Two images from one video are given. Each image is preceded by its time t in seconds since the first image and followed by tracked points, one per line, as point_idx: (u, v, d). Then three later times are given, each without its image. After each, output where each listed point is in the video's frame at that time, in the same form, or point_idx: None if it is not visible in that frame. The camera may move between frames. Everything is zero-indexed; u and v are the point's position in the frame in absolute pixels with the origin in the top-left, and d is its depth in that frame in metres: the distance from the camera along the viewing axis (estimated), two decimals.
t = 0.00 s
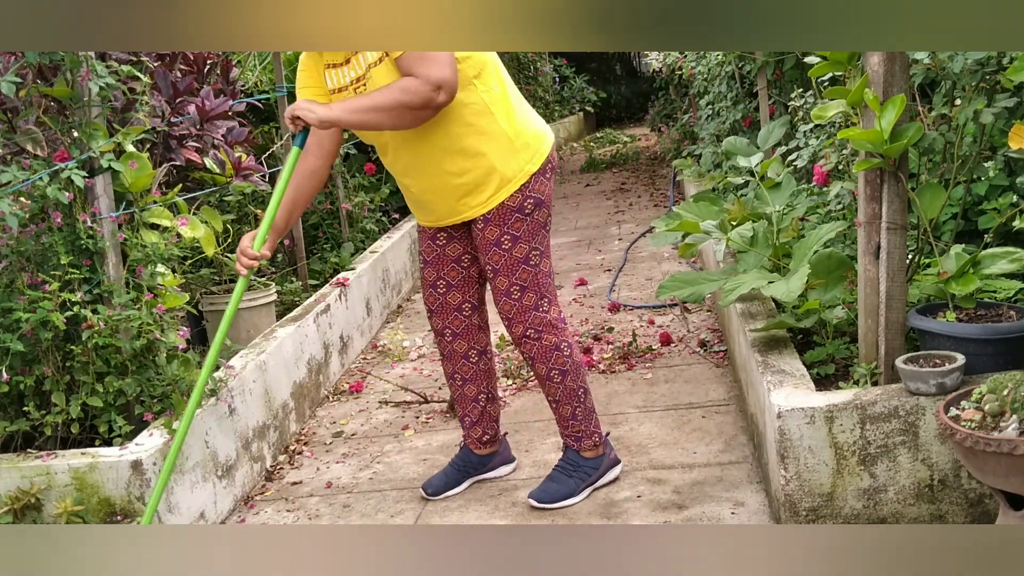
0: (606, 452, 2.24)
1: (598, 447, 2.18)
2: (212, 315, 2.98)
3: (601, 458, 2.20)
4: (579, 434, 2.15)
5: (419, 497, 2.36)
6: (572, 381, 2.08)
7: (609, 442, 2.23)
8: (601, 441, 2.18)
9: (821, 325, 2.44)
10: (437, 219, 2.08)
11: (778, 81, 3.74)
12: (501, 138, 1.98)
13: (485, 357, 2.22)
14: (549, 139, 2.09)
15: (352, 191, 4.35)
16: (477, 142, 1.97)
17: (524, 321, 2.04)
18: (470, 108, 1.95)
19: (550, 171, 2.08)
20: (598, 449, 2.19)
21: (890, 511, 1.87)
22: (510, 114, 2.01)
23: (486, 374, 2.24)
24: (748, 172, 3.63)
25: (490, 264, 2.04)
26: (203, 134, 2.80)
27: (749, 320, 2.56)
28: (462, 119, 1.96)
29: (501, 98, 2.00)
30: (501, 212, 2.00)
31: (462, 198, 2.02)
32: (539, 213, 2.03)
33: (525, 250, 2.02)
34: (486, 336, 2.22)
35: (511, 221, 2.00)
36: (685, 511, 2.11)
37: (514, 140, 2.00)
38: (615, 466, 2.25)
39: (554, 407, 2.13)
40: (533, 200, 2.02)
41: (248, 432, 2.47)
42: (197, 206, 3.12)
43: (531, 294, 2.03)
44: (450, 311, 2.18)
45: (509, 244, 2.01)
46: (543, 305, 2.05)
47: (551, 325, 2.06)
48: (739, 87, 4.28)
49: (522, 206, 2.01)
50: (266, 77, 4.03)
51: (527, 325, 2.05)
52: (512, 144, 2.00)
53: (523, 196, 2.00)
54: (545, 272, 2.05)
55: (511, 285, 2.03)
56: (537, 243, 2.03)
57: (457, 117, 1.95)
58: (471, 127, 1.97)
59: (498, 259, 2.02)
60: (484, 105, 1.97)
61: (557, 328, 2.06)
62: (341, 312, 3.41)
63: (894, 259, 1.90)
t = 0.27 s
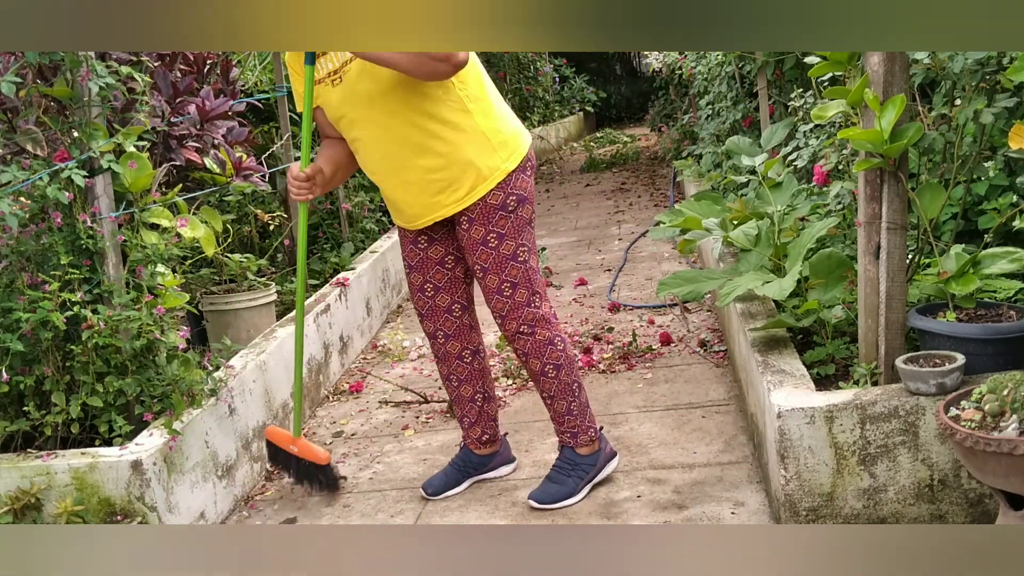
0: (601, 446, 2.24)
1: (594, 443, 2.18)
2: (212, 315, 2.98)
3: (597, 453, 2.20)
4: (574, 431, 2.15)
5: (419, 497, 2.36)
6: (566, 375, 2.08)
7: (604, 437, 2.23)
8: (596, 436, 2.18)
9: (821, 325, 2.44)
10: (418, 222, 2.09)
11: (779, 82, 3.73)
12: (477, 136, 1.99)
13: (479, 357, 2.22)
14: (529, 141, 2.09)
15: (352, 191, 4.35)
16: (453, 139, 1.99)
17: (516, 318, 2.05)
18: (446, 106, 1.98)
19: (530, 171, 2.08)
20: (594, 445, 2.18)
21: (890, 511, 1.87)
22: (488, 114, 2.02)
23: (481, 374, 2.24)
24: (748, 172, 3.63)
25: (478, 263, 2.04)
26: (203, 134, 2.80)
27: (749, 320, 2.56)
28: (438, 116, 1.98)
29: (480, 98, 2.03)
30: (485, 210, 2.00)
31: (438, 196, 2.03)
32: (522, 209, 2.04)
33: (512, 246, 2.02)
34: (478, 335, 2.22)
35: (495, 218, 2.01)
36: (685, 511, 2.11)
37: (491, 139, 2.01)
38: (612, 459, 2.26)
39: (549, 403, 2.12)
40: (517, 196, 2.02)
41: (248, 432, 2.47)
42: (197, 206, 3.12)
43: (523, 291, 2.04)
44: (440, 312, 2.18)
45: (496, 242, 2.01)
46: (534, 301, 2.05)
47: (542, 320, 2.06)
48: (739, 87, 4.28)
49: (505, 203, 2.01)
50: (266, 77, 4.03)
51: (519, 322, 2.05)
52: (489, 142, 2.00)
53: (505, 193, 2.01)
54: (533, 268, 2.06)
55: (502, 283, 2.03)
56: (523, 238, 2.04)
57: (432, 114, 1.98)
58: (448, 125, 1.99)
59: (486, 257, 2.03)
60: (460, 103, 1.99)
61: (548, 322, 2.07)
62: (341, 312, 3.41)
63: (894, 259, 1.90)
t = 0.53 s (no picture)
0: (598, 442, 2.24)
1: (590, 441, 2.17)
2: (212, 315, 2.98)
3: (594, 450, 2.20)
4: (569, 430, 2.14)
5: (418, 496, 2.36)
6: (557, 375, 2.08)
7: (600, 433, 2.23)
8: (592, 434, 2.18)
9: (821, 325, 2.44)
10: (408, 218, 2.09)
11: (779, 82, 3.73)
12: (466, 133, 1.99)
13: (479, 356, 2.22)
14: (520, 140, 2.08)
15: (352, 191, 4.35)
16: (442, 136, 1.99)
17: (503, 320, 2.04)
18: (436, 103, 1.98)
19: (521, 171, 2.08)
20: (590, 443, 2.18)
21: (890, 511, 1.87)
22: (479, 111, 2.02)
23: (481, 373, 2.24)
24: (749, 172, 3.64)
25: (465, 264, 2.04)
26: (203, 134, 2.80)
27: (749, 320, 2.56)
28: (428, 113, 1.98)
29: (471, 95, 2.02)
30: (472, 211, 2.01)
31: (426, 193, 2.03)
32: (511, 211, 2.03)
33: (498, 248, 2.02)
34: (478, 334, 2.22)
35: (481, 219, 2.01)
36: (685, 511, 2.11)
37: (481, 136, 2.01)
38: (609, 454, 2.26)
39: (543, 404, 2.12)
40: (504, 198, 2.02)
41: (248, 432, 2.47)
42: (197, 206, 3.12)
43: (508, 293, 2.03)
44: (440, 312, 2.19)
45: (481, 242, 2.01)
46: (522, 304, 2.04)
47: (530, 322, 2.05)
48: (739, 87, 4.29)
49: (493, 204, 2.01)
50: (266, 77, 4.03)
51: (507, 325, 2.04)
52: (478, 140, 2.00)
53: (492, 194, 2.01)
54: (520, 270, 2.04)
55: (487, 284, 2.03)
56: (510, 241, 2.03)
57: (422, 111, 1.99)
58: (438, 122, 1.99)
59: (472, 258, 2.03)
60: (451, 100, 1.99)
61: (536, 324, 2.06)
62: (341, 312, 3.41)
63: (894, 259, 1.90)
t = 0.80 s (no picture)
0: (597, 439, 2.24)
1: (590, 439, 2.17)
2: (212, 315, 2.98)
3: (593, 448, 2.20)
4: (569, 428, 2.14)
5: (418, 496, 2.36)
6: (558, 373, 2.08)
7: (598, 431, 2.23)
8: (592, 432, 2.18)
9: (821, 325, 2.44)
10: (410, 219, 2.10)
11: (779, 81, 3.73)
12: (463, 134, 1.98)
13: (482, 354, 2.22)
14: (519, 138, 2.07)
15: (352, 191, 4.35)
16: (439, 138, 1.99)
17: (505, 317, 2.04)
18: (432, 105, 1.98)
19: (521, 170, 2.06)
20: (590, 441, 2.18)
21: (890, 511, 1.87)
22: (475, 112, 2.02)
23: (482, 372, 2.23)
24: (748, 172, 3.63)
25: (466, 262, 2.04)
26: (203, 134, 2.80)
27: (749, 320, 2.56)
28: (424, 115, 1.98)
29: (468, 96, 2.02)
30: (472, 209, 2.00)
31: (425, 195, 2.03)
32: (511, 209, 2.02)
33: (499, 246, 2.01)
34: (481, 332, 2.22)
35: (481, 218, 2.01)
36: (685, 511, 2.11)
37: (477, 137, 2.00)
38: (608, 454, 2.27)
39: (544, 402, 2.12)
40: (504, 196, 2.01)
41: (248, 432, 2.47)
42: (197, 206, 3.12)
43: (510, 291, 2.03)
44: (442, 310, 2.18)
45: (483, 241, 2.01)
46: (523, 301, 2.04)
47: (532, 320, 2.05)
48: (739, 87, 4.29)
49: (492, 203, 2.00)
50: (266, 77, 4.02)
51: (509, 322, 2.04)
52: (475, 140, 1.99)
53: (492, 193, 2.00)
54: (522, 268, 2.04)
55: (489, 282, 2.02)
56: (511, 239, 2.03)
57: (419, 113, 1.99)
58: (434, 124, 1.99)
59: (474, 257, 2.02)
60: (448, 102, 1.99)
61: (538, 322, 2.06)
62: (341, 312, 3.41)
63: (894, 259, 1.90)
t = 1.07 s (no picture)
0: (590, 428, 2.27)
1: (585, 428, 2.21)
2: (212, 315, 2.98)
3: (589, 437, 2.23)
4: (566, 418, 2.17)
5: (418, 497, 2.36)
6: (554, 369, 2.10)
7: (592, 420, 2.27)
8: (586, 422, 2.22)
9: (821, 325, 2.44)
10: (408, 217, 2.09)
11: (779, 81, 3.73)
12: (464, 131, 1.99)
13: (478, 354, 2.22)
14: (518, 138, 2.08)
15: (352, 191, 4.35)
16: (440, 135, 1.99)
17: (498, 316, 2.04)
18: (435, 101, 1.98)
19: (521, 170, 2.07)
20: (585, 431, 2.21)
21: (890, 511, 1.87)
22: (476, 110, 2.02)
23: (480, 371, 2.24)
24: (749, 172, 3.64)
25: (460, 260, 2.04)
26: (203, 134, 2.80)
27: (749, 320, 2.56)
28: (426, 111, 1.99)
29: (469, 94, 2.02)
30: (469, 206, 2.00)
31: (424, 192, 2.03)
32: (507, 209, 2.03)
33: (494, 245, 2.02)
34: (477, 333, 2.23)
35: (478, 216, 2.01)
36: (685, 511, 2.11)
37: (479, 134, 2.00)
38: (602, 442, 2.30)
39: (540, 398, 2.14)
40: (501, 195, 2.02)
41: (248, 432, 2.47)
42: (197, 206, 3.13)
43: (503, 290, 2.03)
44: (439, 310, 2.20)
45: (478, 239, 2.01)
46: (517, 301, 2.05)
47: (526, 319, 2.07)
48: (739, 87, 4.29)
49: (490, 201, 2.01)
50: (266, 77, 4.02)
51: (502, 322, 2.04)
52: (476, 138, 2.00)
53: (489, 191, 2.01)
54: (516, 268, 2.05)
55: (482, 280, 2.02)
56: (506, 238, 2.03)
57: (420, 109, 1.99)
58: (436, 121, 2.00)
59: (467, 254, 2.02)
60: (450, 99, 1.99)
61: (532, 320, 2.07)
62: (341, 312, 3.41)
63: (894, 259, 1.90)
